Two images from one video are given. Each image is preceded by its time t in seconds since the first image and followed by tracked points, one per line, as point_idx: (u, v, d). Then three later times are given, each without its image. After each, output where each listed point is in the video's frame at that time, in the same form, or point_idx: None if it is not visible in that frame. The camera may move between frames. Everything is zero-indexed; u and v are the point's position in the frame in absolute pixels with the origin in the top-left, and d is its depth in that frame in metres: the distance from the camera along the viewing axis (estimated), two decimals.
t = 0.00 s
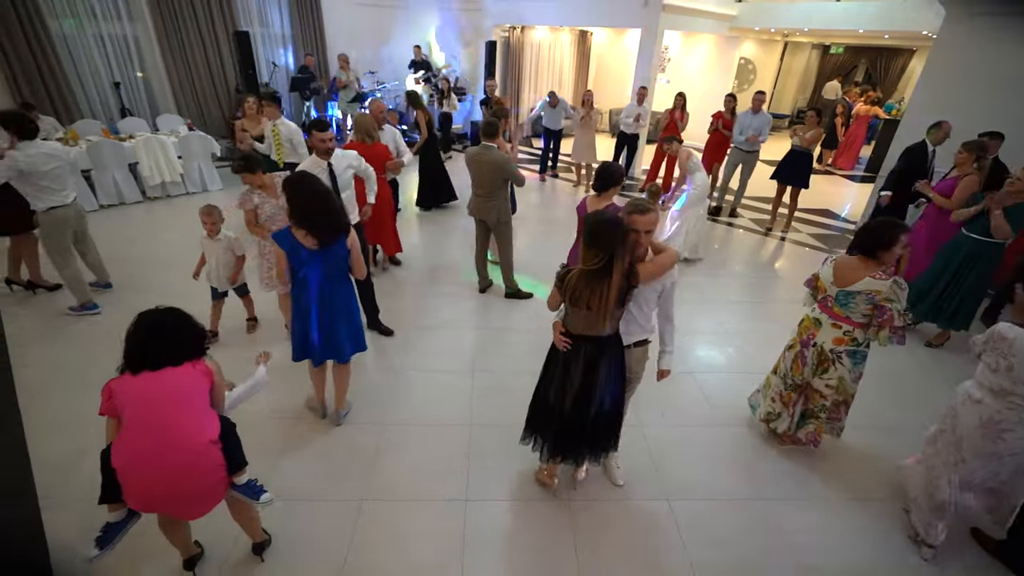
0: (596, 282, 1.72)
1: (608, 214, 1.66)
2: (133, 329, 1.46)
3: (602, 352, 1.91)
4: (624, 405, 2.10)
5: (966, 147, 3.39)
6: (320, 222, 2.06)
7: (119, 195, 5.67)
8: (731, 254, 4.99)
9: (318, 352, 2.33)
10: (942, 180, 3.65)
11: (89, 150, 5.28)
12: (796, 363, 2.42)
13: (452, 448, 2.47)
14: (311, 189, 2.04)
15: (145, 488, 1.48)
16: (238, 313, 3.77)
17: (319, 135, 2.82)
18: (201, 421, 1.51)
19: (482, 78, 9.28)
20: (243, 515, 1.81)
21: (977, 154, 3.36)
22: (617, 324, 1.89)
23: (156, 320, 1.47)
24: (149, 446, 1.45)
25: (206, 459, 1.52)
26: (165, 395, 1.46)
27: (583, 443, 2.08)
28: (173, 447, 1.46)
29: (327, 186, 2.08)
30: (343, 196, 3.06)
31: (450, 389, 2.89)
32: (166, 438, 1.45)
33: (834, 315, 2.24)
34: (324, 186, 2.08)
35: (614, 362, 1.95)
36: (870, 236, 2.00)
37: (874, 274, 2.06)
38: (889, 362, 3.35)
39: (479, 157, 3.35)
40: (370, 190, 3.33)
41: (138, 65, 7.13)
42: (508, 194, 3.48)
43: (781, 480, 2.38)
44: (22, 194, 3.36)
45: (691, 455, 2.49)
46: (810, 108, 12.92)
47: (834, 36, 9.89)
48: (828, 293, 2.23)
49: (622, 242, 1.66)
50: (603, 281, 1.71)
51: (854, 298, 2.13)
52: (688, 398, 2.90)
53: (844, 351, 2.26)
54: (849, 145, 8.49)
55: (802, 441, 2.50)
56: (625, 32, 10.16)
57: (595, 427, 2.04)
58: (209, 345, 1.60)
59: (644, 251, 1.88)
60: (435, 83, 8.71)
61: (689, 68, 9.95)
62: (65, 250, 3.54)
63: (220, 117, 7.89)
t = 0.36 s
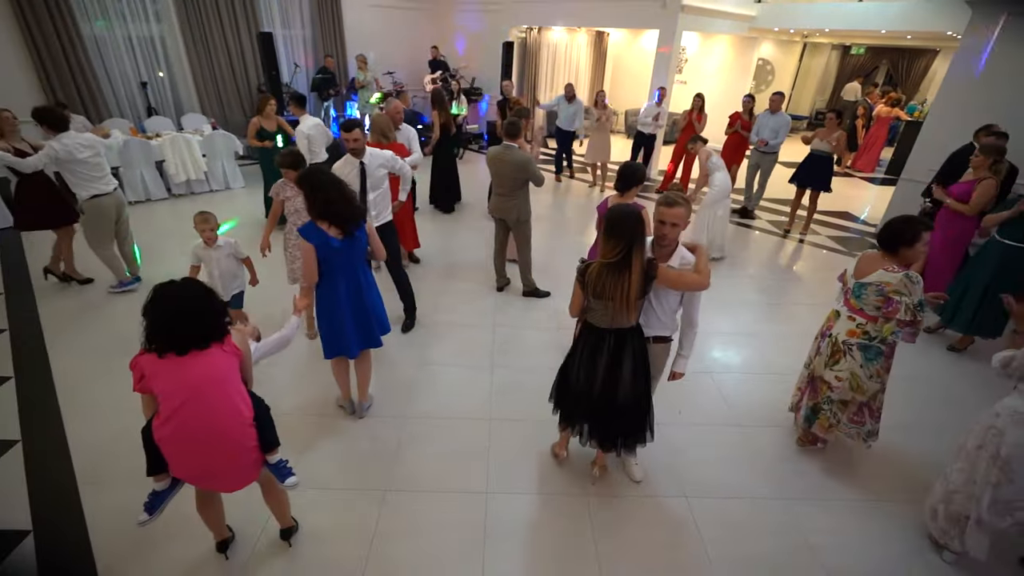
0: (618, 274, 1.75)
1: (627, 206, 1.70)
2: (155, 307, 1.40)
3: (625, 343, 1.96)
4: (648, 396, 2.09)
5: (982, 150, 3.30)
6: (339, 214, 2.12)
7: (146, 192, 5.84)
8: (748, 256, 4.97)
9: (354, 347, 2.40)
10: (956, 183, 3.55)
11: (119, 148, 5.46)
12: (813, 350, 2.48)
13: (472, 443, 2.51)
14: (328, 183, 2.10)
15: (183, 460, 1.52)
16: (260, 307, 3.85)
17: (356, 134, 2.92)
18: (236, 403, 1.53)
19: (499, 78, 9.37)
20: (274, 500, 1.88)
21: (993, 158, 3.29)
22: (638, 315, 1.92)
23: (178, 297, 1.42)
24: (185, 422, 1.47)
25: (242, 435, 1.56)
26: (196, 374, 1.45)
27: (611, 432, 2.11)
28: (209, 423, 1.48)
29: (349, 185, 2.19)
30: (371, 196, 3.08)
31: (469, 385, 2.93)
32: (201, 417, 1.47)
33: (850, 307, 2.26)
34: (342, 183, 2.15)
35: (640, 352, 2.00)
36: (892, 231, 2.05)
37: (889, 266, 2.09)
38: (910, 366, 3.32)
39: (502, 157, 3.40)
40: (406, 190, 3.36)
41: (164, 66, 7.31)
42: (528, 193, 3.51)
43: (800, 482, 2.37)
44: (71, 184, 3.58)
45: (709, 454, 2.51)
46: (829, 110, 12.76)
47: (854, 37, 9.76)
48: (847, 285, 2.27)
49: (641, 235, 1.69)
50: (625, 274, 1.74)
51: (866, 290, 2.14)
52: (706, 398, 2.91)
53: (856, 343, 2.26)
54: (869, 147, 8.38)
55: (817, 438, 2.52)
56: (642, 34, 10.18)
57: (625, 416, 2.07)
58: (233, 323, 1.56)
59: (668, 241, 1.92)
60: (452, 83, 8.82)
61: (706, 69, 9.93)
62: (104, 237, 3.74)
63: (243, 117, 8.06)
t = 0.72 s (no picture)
0: (619, 263, 1.79)
1: (640, 198, 1.73)
2: (183, 300, 1.41)
3: (626, 333, 1.98)
4: (654, 388, 2.09)
5: (985, 148, 3.41)
6: (352, 210, 2.16)
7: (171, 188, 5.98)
8: (765, 257, 4.94)
9: (366, 339, 2.46)
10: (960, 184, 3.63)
11: (146, 146, 5.59)
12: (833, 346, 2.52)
13: (491, 437, 2.56)
14: (348, 181, 2.14)
15: (224, 438, 1.60)
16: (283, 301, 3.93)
17: (393, 133, 2.99)
18: (273, 387, 1.59)
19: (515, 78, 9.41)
20: (304, 486, 1.94)
21: (997, 156, 3.37)
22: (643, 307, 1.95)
23: (202, 291, 1.41)
24: (224, 404, 1.54)
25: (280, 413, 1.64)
26: (233, 360, 1.50)
27: (611, 419, 2.14)
28: (248, 404, 1.56)
29: (367, 182, 2.23)
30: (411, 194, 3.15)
31: (489, 381, 2.98)
32: (243, 398, 1.54)
33: (873, 304, 2.27)
34: (363, 182, 2.21)
35: (646, 344, 2.01)
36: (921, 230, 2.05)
37: (914, 264, 2.11)
38: (930, 369, 3.29)
39: (521, 156, 3.44)
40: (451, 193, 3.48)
41: (189, 66, 7.48)
42: (546, 193, 3.54)
43: (818, 482, 2.38)
44: (104, 179, 3.67)
45: (726, 453, 2.52)
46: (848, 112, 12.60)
47: (875, 38, 9.62)
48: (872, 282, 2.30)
49: (648, 228, 1.72)
50: (626, 263, 1.79)
51: (889, 286, 2.16)
52: (723, 397, 2.92)
53: (875, 340, 2.28)
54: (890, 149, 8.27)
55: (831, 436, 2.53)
56: (658, 35, 10.19)
57: (625, 405, 2.09)
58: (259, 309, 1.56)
59: (679, 234, 1.93)
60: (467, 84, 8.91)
61: (723, 70, 9.87)
62: (139, 230, 3.86)
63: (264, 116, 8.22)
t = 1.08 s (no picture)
0: (633, 256, 1.81)
1: (659, 194, 1.73)
2: (218, 297, 1.42)
3: (634, 327, 2.00)
4: (657, 385, 2.11)
5: (996, 149, 3.37)
6: (365, 207, 2.18)
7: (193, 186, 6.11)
8: (781, 259, 4.91)
9: (376, 332, 2.50)
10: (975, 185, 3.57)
11: (169, 144, 5.72)
12: (860, 349, 2.52)
13: (508, 432, 2.59)
14: (365, 179, 2.15)
15: (256, 421, 1.68)
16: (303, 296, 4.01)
17: (423, 133, 3.03)
18: (303, 372, 1.66)
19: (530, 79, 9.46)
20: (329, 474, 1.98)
21: (1009, 156, 3.33)
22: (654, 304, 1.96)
23: (237, 288, 1.41)
24: (255, 390, 1.61)
25: (309, 396, 1.71)
26: (267, 351, 1.55)
27: (609, 408, 2.18)
28: (279, 389, 1.63)
29: (384, 180, 2.22)
30: (433, 191, 3.21)
31: (505, 377, 3.02)
32: (276, 383, 1.61)
33: (904, 310, 2.25)
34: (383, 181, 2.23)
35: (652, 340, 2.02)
36: (958, 236, 2.01)
37: (952, 272, 2.07)
38: (950, 373, 3.26)
39: (537, 156, 3.47)
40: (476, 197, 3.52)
41: (211, 66, 7.64)
42: (562, 193, 3.57)
43: (835, 483, 2.38)
44: (131, 175, 3.77)
45: (743, 453, 2.53)
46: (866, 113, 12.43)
47: (895, 38, 9.50)
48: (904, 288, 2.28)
49: (663, 224, 1.74)
50: (639, 257, 1.81)
51: (924, 293, 2.13)
52: (739, 397, 2.93)
53: (903, 347, 2.25)
54: (910, 150, 8.14)
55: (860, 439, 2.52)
56: (674, 36, 10.19)
57: (624, 395, 2.12)
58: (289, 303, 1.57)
59: (696, 229, 1.95)
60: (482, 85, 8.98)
61: (739, 70, 9.81)
62: (164, 226, 3.95)
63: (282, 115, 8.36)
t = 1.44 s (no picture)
0: (659, 257, 1.84)
1: (686, 198, 1.76)
2: (248, 297, 1.41)
3: (656, 327, 2.01)
4: (677, 387, 2.12)
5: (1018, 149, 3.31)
6: (379, 202, 2.21)
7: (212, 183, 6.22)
8: (796, 260, 4.88)
9: (396, 328, 2.54)
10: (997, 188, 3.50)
11: (190, 142, 5.83)
12: (900, 367, 2.41)
13: (524, 428, 2.62)
14: (383, 176, 2.20)
15: (282, 413, 1.71)
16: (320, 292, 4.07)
17: (439, 132, 3.08)
18: (323, 366, 1.68)
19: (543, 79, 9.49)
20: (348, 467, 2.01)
21: None
22: (679, 307, 1.96)
23: (268, 288, 1.40)
24: (280, 383, 1.64)
25: (329, 387, 1.74)
26: (293, 347, 1.57)
27: (628, 409, 2.19)
28: (303, 382, 1.66)
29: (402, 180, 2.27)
30: (448, 189, 3.25)
31: (520, 374, 3.05)
32: (299, 377, 1.64)
33: (951, 328, 2.15)
34: (398, 178, 2.26)
35: (674, 342, 2.02)
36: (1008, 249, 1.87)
37: (1005, 290, 1.93)
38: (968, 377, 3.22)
39: (554, 156, 3.50)
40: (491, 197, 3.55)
41: (230, 66, 7.77)
42: (578, 192, 3.59)
43: (852, 484, 2.37)
44: (155, 173, 3.86)
45: (761, 453, 2.53)
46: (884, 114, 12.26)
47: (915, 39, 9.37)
48: (948, 304, 2.15)
49: (691, 227, 1.76)
50: (665, 258, 1.83)
51: (975, 312, 2.02)
52: (754, 397, 2.93)
53: (957, 366, 2.17)
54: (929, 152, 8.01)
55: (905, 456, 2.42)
56: (689, 37, 10.18)
57: (642, 397, 2.14)
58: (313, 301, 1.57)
59: (727, 232, 1.97)
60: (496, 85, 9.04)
61: (754, 71, 9.75)
62: (185, 222, 4.03)
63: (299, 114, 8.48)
